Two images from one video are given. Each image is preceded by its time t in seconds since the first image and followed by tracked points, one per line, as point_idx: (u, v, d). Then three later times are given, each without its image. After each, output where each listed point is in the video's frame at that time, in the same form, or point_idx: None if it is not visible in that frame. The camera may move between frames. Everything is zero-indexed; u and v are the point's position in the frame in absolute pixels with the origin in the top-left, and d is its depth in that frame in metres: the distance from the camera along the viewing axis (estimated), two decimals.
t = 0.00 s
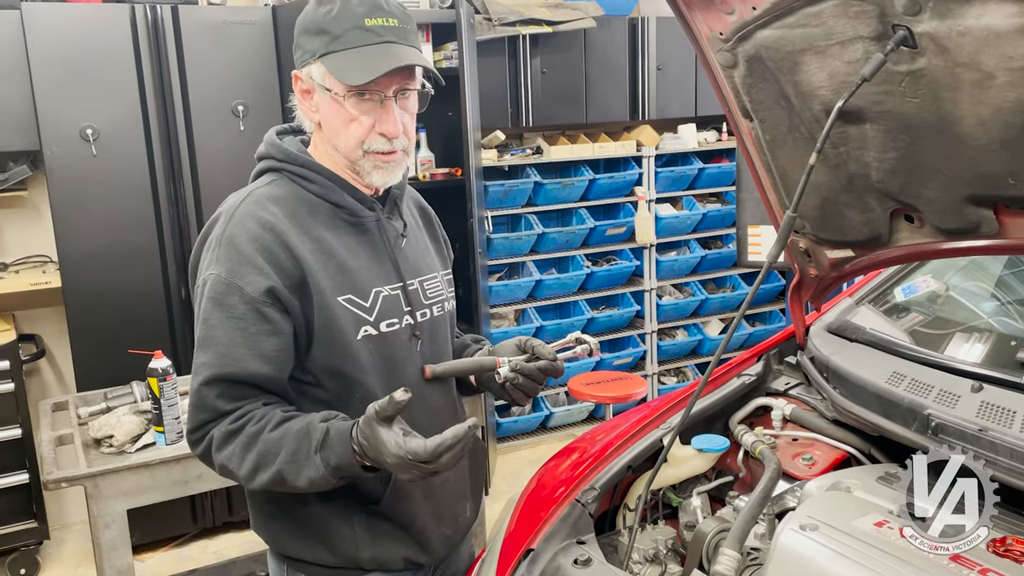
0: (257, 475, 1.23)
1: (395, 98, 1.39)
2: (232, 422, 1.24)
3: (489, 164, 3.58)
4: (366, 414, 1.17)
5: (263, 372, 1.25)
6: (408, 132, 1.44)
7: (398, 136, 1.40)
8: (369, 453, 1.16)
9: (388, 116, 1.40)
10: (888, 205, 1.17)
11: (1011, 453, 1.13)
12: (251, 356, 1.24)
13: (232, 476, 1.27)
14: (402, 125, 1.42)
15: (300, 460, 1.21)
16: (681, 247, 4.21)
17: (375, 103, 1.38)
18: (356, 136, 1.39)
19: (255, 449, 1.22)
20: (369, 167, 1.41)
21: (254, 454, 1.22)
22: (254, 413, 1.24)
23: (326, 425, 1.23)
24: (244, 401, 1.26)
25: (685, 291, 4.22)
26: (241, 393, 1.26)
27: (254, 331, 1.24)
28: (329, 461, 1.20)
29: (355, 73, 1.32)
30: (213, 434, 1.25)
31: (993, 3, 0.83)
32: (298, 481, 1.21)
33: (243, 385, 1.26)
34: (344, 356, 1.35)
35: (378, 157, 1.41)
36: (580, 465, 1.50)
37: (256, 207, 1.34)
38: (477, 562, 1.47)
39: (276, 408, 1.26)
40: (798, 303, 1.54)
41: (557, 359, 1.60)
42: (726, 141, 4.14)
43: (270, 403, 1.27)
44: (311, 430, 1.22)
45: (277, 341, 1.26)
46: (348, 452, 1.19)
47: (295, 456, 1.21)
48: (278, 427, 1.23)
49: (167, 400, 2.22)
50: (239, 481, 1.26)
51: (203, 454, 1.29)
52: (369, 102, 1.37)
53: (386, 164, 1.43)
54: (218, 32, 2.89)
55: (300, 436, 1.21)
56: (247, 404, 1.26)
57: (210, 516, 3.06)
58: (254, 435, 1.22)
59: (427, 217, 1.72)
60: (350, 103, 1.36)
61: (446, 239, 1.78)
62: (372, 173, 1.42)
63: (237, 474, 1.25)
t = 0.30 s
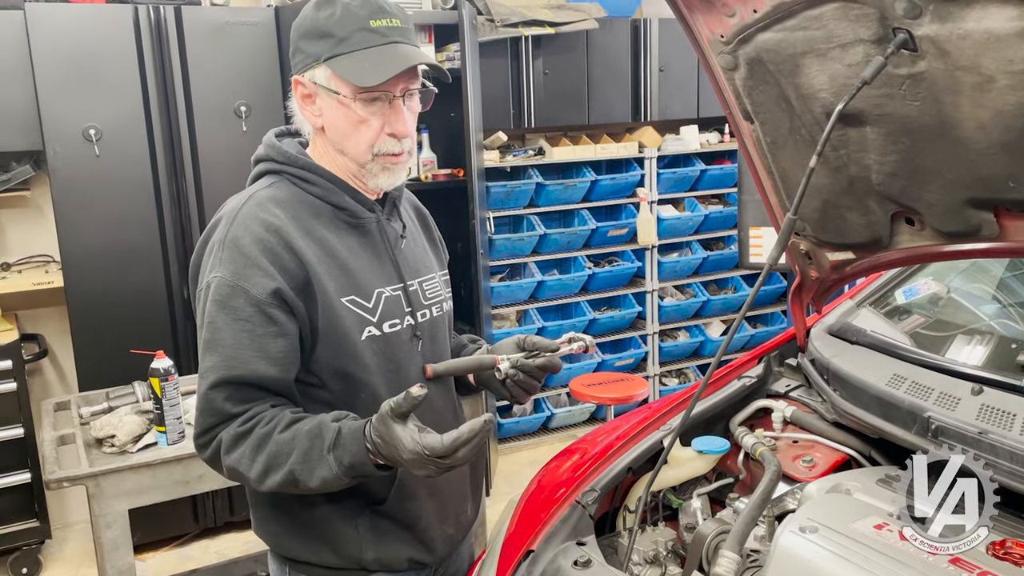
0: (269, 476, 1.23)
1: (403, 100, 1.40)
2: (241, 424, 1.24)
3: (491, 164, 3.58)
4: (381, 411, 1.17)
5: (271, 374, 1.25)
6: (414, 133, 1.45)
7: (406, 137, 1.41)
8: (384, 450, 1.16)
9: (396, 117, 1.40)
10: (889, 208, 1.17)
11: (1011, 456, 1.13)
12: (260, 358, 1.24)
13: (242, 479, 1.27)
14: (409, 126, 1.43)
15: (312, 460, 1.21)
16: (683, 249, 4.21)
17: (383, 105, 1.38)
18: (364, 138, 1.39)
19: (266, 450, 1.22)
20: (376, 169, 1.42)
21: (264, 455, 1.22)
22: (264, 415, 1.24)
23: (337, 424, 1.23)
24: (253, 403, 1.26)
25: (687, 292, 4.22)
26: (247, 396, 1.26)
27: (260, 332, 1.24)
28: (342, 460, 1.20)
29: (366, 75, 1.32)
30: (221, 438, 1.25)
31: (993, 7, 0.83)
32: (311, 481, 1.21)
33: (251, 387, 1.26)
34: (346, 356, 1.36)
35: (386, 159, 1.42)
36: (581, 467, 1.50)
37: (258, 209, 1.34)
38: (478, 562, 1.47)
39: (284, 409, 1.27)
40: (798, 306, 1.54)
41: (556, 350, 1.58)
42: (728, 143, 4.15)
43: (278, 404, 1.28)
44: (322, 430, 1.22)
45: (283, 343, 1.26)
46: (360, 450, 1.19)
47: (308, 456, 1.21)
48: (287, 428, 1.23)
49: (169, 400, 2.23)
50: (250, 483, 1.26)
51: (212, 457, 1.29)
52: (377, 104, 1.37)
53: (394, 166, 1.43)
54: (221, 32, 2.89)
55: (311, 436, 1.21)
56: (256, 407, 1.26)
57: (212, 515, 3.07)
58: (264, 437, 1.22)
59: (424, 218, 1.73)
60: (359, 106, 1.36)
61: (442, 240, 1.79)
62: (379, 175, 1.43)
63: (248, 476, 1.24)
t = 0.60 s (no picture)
0: (265, 472, 1.23)
1: (407, 104, 1.41)
2: (237, 420, 1.24)
3: (491, 165, 3.58)
4: (384, 398, 1.15)
5: (267, 373, 1.26)
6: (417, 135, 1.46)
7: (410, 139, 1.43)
8: (387, 440, 1.14)
9: (400, 120, 1.42)
10: (888, 210, 1.18)
11: (1008, 458, 1.14)
12: (255, 356, 1.25)
13: (237, 475, 1.27)
14: (412, 129, 1.44)
15: (311, 453, 1.21)
16: (683, 249, 4.22)
17: (388, 109, 1.39)
18: (370, 142, 1.40)
19: (264, 445, 1.22)
20: (380, 171, 1.43)
21: (262, 450, 1.22)
22: (259, 411, 1.25)
23: (336, 418, 1.23)
24: (248, 400, 1.26)
25: (687, 293, 4.22)
26: (243, 392, 1.26)
27: (256, 330, 1.25)
28: (340, 453, 1.20)
29: (374, 82, 1.33)
30: (217, 434, 1.25)
31: (992, 10, 0.83)
32: (308, 476, 1.21)
33: (246, 384, 1.27)
34: (344, 356, 1.36)
35: (390, 161, 1.43)
36: (579, 467, 1.51)
37: (254, 208, 1.34)
38: (477, 562, 1.48)
39: (281, 406, 1.27)
40: (797, 306, 1.54)
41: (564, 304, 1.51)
42: (728, 144, 4.15)
43: (274, 402, 1.28)
44: (321, 423, 1.22)
45: (278, 341, 1.26)
46: (360, 443, 1.18)
47: (306, 450, 1.21)
48: (285, 423, 1.23)
49: (169, 400, 2.23)
50: (246, 479, 1.25)
51: (207, 454, 1.29)
52: (384, 109, 1.38)
53: (397, 167, 1.45)
54: (222, 32, 2.89)
55: (310, 431, 1.21)
56: (250, 404, 1.26)
57: (211, 514, 3.07)
58: (261, 432, 1.22)
59: (422, 217, 1.73)
60: (364, 111, 1.37)
61: (441, 238, 1.78)
62: (382, 177, 1.44)
63: (244, 472, 1.24)
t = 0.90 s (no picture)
0: (282, 458, 1.24)
1: (406, 106, 1.42)
2: (245, 413, 1.25)
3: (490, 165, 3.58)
4: (404, 356, 1.19)
5: (261, 369, 1.26)
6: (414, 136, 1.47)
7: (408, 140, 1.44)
8: (416, 394, 1.18)
9: (399, 122, 1.42)
10: (885, 210, 1.18)
11: (1005, 457, 1.14)
12: (250, 353, 1.25)
13: (248, 469, 1.27)
14: (410, 130, 1.45)
15: (328, 432, 1.22)
16: (681, 249, 4.22)
17: (387, 112, 1.40)
18: (369, 143, 1.40)
19: (278, 433, 1.23)
20: (378, 171, 1.44)
21: (276, 437, 1.23)
22: (266, 401, 1.25)
23: (348, 396, 1.25)
24: (250, 393, 1.27)
25: (685, 293, 4.22)
26: (246, 387, 1.27)
27: (250, 328, 1.25)
28: (360, 427, 1.22)
29: (377, 86, 1.34)
30: (224, 428, 1.26)
31: (989, 11, 0.84)
32: (328, 454, 1.23)
33: (241, 380, 1.27)
34: (340, 354, 1.36)
35: (388, 162, 1.44)
36: (576, 466, 1.51)
37: (246, 206, 1.35)
38: (474, 562, 1.48)
39: (287, 396, 1.28)
40: (794, 307, 1.55)
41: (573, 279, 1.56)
42: (727, 144, 4.15)
43: (280, 392, 1.29)
44: (334, 403, 1.24)
45: (273, 338, 1.27)
46: (378, 412, 1.21)
47: (323, 429, 1.22)
48: (295, 410, 1.24)
49: (167, 398, 2.23)
50: (261, 470, 1.26)
51: (213, 451, 1.29)
52: (383, 111, 1.39)
53: (394, 168, 1.46)
54: (221, 31, 2.89)
55: (324, 410, 1.23)
56: (255, 396, 1.26)
57: (208, 513, 3.07)
58: (272, 421, 1.23)
59: (416, 216, 1.73)
60: (364, 114, 1.37)
61: (437, 236, 1.78)
62: (381, 177, 1.45)
63: (259, 462, 1.25)
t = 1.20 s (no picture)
0: (250, 457, 1.23)
1: (393, 96, 1.40)
2: (220, 409, 1.25)
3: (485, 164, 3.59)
4: (359, 375, 1.16)
5: (253, 365, 1.26)
6: (403, 130, 1.45)
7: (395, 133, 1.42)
8: (367, 416, 1.16)
9: (386, 113, 1.41)
10: (880, 210, 1.19)
11: (998, 457, 1.15)
12: (243, 350, 1.25)
13: (223, 465, 1.27)
14: (398, 123, 1.43)
15: (294, 435, 1.21)
16: (676, 249, 4.23)
17: (372, 102, 1.38)
18: (354, 134, 1.39)
19: (247, 431, 1.23)
20: (366, 164, 1.42)
21: (245, 435, 1.23)
22: (242, 399, 1.25)
23: (318, 400, 1.24)
24: (231, 391, 1.27)
25: (680, 293, 4.23)
26: (227, 383, 1.27)
27: (245, 326, 1.25)
28: (322, 433, 1.20)
29: (356, 73, 1.33)
30: (201, 423, 1.26)
31: (984, 12, 0.84)
32: (290, 458, 1.22)
33: (230, 376, 1.27)
34: (336, 353, 1.36)
35: (375, 154, 1.42)
36: (571, 465, 1.51)
37: (245, 203, 1.35)
38: (469, 562, 1.48)
39: (263, 395, 1.27)
40: (789, 306, 1.55)
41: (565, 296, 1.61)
42: (722, 145, 4.16)
43: (257, 391, 1.28)
44: (302, 406, 1.23)
45: (266, 335, 1.27)
46: (342, 423, 1.19)
47: (289, 432, 1.21)
48: (267, 409, 1.24)
49: (162, 397, 2.23)
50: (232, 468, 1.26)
51: (193, 445, 1.30)
52: (369, 101, 1.38)
53: (383, 161, 1.43)
54: (217, 30, 2.89)
55: (291, 413, 1.22)
56: (233, 393, 1.26)
57: (203, 512, 3.06)
58: (243, 419, 1.23)
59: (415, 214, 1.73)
60: (350, 103, 1.37)
61: (436, 235, 1.78)
62: (369, 170, 1.43)
63: (229, 459, 1.25)
